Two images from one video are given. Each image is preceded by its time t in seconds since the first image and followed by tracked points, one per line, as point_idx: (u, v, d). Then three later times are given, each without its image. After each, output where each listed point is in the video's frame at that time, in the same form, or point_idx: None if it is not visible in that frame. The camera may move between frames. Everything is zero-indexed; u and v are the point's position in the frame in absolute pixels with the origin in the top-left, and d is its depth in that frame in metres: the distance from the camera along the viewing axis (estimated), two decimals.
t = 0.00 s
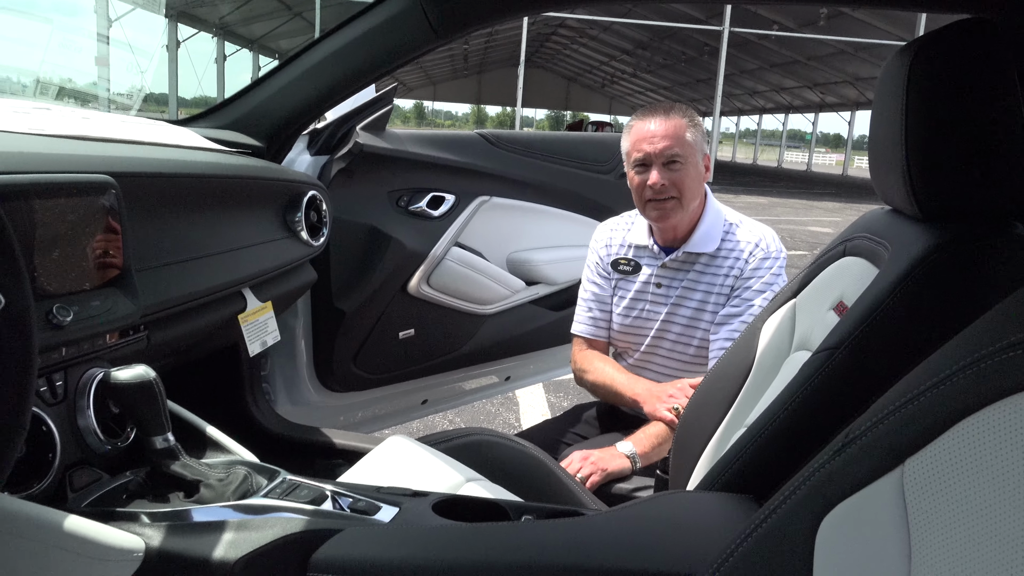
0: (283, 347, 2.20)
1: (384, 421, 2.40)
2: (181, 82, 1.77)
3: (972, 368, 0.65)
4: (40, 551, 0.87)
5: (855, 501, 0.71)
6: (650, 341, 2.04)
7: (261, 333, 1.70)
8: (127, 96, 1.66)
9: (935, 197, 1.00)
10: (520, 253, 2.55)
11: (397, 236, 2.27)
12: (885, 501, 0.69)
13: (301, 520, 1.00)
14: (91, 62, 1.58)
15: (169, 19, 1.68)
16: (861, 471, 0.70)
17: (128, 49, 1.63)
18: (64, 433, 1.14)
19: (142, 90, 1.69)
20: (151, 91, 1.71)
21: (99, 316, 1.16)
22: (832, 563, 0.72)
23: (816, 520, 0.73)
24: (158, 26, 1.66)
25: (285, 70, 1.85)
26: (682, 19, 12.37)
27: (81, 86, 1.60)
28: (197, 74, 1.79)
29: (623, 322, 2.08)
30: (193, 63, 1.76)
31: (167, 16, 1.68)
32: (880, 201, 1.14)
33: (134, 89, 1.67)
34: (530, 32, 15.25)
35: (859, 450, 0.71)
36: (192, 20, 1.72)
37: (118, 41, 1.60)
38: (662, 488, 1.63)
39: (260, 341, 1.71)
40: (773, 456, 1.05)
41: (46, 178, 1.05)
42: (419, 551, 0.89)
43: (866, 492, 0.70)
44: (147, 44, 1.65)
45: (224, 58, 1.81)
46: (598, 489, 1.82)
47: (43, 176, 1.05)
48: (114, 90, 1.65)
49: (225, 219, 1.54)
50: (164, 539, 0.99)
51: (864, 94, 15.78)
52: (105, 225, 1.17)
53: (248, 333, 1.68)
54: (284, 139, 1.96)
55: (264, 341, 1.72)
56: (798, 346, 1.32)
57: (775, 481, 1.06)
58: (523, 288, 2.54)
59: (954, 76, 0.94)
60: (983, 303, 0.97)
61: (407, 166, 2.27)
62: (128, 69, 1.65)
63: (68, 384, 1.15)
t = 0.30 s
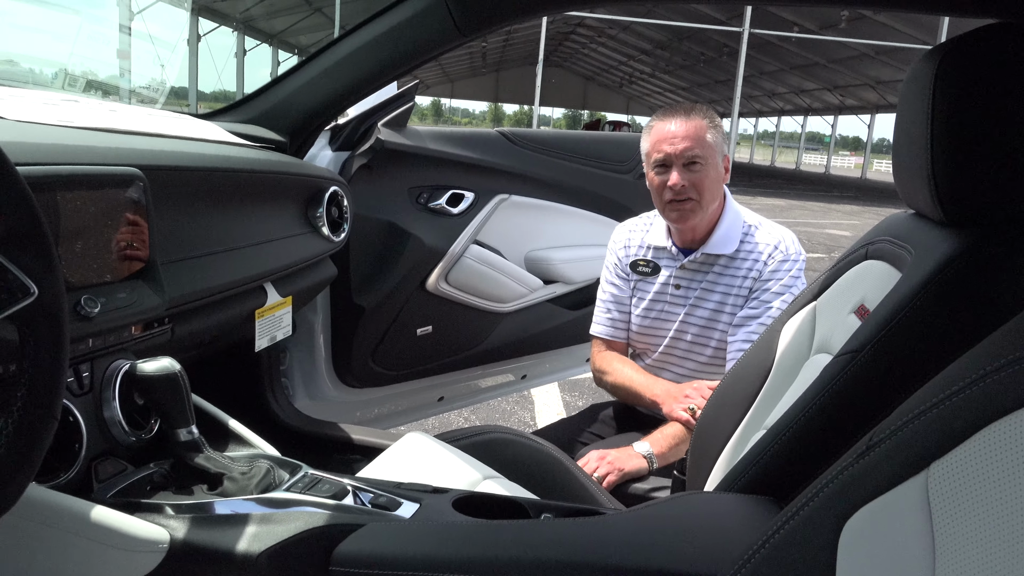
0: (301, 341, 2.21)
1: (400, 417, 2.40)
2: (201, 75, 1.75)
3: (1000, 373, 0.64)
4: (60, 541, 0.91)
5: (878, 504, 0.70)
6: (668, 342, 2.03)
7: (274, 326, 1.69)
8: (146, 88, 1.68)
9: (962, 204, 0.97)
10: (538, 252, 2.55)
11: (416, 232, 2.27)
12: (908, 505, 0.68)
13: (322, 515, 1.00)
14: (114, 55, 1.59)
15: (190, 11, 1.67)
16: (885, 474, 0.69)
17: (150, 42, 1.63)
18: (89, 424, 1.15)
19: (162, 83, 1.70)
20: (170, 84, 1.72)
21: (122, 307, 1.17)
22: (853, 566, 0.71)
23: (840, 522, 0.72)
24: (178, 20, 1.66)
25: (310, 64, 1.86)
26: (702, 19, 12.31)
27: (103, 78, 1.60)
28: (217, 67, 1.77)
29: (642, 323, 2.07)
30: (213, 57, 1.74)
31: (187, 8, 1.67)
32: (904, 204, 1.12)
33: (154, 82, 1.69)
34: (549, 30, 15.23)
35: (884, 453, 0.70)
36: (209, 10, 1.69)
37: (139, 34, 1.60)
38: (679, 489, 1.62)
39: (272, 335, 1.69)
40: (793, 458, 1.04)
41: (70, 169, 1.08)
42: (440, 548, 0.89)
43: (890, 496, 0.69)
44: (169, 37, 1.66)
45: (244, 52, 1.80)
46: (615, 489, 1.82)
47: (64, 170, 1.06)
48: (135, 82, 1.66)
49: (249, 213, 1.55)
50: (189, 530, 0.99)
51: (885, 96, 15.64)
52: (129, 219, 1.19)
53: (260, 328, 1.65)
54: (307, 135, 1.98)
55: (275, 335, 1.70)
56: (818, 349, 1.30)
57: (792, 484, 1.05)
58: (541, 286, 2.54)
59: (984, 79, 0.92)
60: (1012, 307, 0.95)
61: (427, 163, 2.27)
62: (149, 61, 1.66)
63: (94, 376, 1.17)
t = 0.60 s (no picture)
0: (319, 347, 2.22)
1: (418, 420, 2.41)
2: (215, 80, 1.75)
3: None
4: (82, 553, 0.90)
5: (906, 514, 0.69)
6: (686, 343, 2.02)
7: (297, 335, 1.71)
8: (163, 95, 1.66)
9: (984, 204, 0.96)
10: (553, 254, 2.54)
11: (432, 236, 2.27)
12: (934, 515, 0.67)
13: (342, 524, 1.01)
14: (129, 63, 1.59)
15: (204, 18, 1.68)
16: (912, 484, 0.69)
17: (163, 50, 1.62)
18: (110, 435, 1.16)
19: (179, 89, 1.69)
20: (187, 90, 1.70)
21: (142, 319, 1.18)
22: None
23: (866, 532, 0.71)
24: (191, 26, 1.65)
25: (325, 71, 1.87)
26: (715, 15, 12.25)
27: (118, 86, 1.59)
28: (230, 73, 1.77)
29: (660, 324, 2.06)
30: (226, 62, 1.74)
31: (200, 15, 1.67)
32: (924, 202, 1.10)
33: (171, 89, 1.67)
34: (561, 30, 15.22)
35: (911, 463, 0.69)
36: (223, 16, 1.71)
37: (154, 42, 1.60)
38: (698, 492, 1.61)
39: (296, 343, 1.71)
40: (816, 462, 1.02)
41: (87, 184, 1.09)
42: (460, 558, 0.89)
43: (918, 505, 0.68)
44: (183, 45, 1.65)
45: (257, 57, 1.80)
46: (634, 492, 1.81)
47: (79, 184, 1.06)
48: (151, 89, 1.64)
49: (265, 222, 1.55)
50: (208, 542, 1.00)
51: (902, 89, 15.48)
52: (147, 231, 1.20)
53: (282, 337, 1.67)
54: (321, 142, 1.99)
55: (300, 343, 1.73)
56: (839, 351, 1.28)
57: (816, 490, 1.02)
58: (557, 288, 2.53)
59: (1006, 77, 0.90)
60: None
61: (442, 167, 2.27)
62: (163, 70, 1.65)
63: (114, 387, 1.17)
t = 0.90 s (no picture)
0: (324, 344, 2.22)
1: (424, 419, 2.40)
2: (226, 77, 1.78)
3: None
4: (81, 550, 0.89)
5: (911, 519, 0.67)
6: (693, 343, 2.00)
7: (297, 332, 1.70)
8: (173, 93, 1.68)
9: (996, 203, 0.94)
10: (560, 252, 2.53)
11: (438, 234, 2.26)
12: (940, 520, 0.65)
13: (341, 524, 1.00)
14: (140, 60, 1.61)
15: (214, 16, 1.71)
16: (917, 489, 0.67)
17: (175, 49, 1.65)
18: (110, 433, 1.16)
19: (190, 88, 1.71)
20: (197, 88, 1.73)
21: (141, 316, 1.16)
22: None
23: (870, 536, 0.70)
24: (201, 24, 1.68)
25: (331, 67, 1.86)
26: (726, 13, 12.19)
27: (129, 84, 1.61)
28: (241, 70, 1.80)
29: (666, 324, 2.04)
30: (238, 60, 1.77)
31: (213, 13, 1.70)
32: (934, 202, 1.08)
33: (182, 86, 1.69)
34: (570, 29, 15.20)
35: (916, 466, 0.68)
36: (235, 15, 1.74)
37: (165, 42, 1.62)
38: (704, 493, 1.59)
39: (295, 341, 1.70)
40: (822, 463, 1.00)
41: (93, 178, 1.08)
42: (458, 559, 0.88)
43: (924, 511, 0.66)
44: (192, 42, 1.67)
45: (268, 54, 1.84)
46: (639, 493, 1.79)
47: (82, 178, 1.06)
48: (162, 87, 1.67)
49: (268, 219, 1.55)
50: (207, 540, 0.99)
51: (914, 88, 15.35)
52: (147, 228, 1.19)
53: (282, 334, 1.67)
54: (326, 138, 1.97)
55: (298, 341, 1.72)
56: (847, 351, 1.26)
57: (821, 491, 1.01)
58: (563, 286, 2.51)
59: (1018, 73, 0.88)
60: None
61: (448, 164, 2.26)
62: (174, 67, 1.67)
63: (113, 384, 1.17)
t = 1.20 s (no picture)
0: (385, 340, 2.24)
1: (485, 414, 2.40)
2: (286, 83, 1.82)
3: None
4: (144, 533, 0.92)
5: (983, 507, 0.64)
6: (755, 334, 1.95)
7: (358, 326, 1.71)
8: (237, 100, 1.72)
9: None
10: (618, 245, 2.50)
11: (494, 228, 2.26)
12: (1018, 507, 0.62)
13: (401, 512, 1.00)
14: (204, 68, 1.66)
15: (275, 24, 1.71)
16: (988, 474, 0.64)
17: (236, 54, 1.68)
18: (179, 424, 1.19)
19: (253, 93, 1.75)
20: (260, 94, 1.77)
21: (206, 308, 1.20)
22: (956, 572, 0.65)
23: (939, 526, 0.66)
24: (261, 31, 1.70)
25: (384, 63, 1.89)
26: None
27: (195, 91, 1.67)
28: (301, 74, 1.84)
29: (727, 314, 1.99)
30: (296, 63, 1.81)
31: (271, 20, 1.71)
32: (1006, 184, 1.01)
33: (245, 93, 1.74)
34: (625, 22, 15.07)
35: (987, 451, 0.64)
36: (297, 23, 1.74)
37: (227, 48, 1.66)
38: (771, 485, 1.55)
39: (357, 335, 1.72)
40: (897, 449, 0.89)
41: (155, 177, 1.12)
42: (516, 546, 0.88)
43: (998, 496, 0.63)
44: (252, 47, 1.70)
45: (327, 60, 1.86)
46: (703, 486, 1.76)
47: (149, 176, 1.10)
48: (227, 95, 1.71)
49: (326, 216, 1.57)
50: (272, 527, 1.01)
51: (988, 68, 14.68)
52: (209, 225, 1.22)
53: (344, 328, 1.68)
54: (381, 136, 2.01)
55: (360, 335, 1.73)
56: (916, 339, 1.21)
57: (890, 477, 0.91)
58: (622, 279, 2.49)
59: None
60: None
61: (503, 158, 2.26)
62: (238, 73, 1.71)
63: (181, 376, 1.20)
